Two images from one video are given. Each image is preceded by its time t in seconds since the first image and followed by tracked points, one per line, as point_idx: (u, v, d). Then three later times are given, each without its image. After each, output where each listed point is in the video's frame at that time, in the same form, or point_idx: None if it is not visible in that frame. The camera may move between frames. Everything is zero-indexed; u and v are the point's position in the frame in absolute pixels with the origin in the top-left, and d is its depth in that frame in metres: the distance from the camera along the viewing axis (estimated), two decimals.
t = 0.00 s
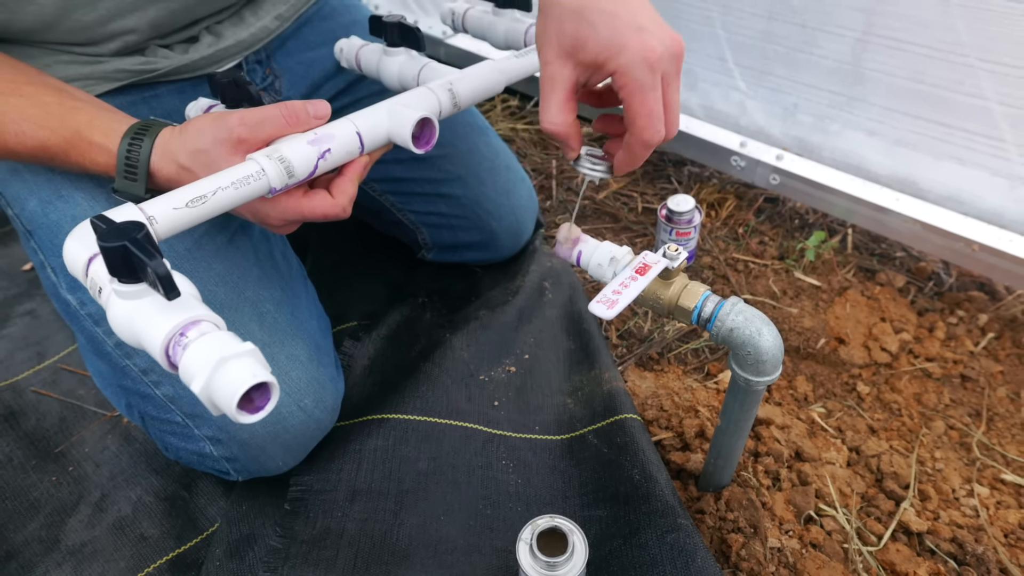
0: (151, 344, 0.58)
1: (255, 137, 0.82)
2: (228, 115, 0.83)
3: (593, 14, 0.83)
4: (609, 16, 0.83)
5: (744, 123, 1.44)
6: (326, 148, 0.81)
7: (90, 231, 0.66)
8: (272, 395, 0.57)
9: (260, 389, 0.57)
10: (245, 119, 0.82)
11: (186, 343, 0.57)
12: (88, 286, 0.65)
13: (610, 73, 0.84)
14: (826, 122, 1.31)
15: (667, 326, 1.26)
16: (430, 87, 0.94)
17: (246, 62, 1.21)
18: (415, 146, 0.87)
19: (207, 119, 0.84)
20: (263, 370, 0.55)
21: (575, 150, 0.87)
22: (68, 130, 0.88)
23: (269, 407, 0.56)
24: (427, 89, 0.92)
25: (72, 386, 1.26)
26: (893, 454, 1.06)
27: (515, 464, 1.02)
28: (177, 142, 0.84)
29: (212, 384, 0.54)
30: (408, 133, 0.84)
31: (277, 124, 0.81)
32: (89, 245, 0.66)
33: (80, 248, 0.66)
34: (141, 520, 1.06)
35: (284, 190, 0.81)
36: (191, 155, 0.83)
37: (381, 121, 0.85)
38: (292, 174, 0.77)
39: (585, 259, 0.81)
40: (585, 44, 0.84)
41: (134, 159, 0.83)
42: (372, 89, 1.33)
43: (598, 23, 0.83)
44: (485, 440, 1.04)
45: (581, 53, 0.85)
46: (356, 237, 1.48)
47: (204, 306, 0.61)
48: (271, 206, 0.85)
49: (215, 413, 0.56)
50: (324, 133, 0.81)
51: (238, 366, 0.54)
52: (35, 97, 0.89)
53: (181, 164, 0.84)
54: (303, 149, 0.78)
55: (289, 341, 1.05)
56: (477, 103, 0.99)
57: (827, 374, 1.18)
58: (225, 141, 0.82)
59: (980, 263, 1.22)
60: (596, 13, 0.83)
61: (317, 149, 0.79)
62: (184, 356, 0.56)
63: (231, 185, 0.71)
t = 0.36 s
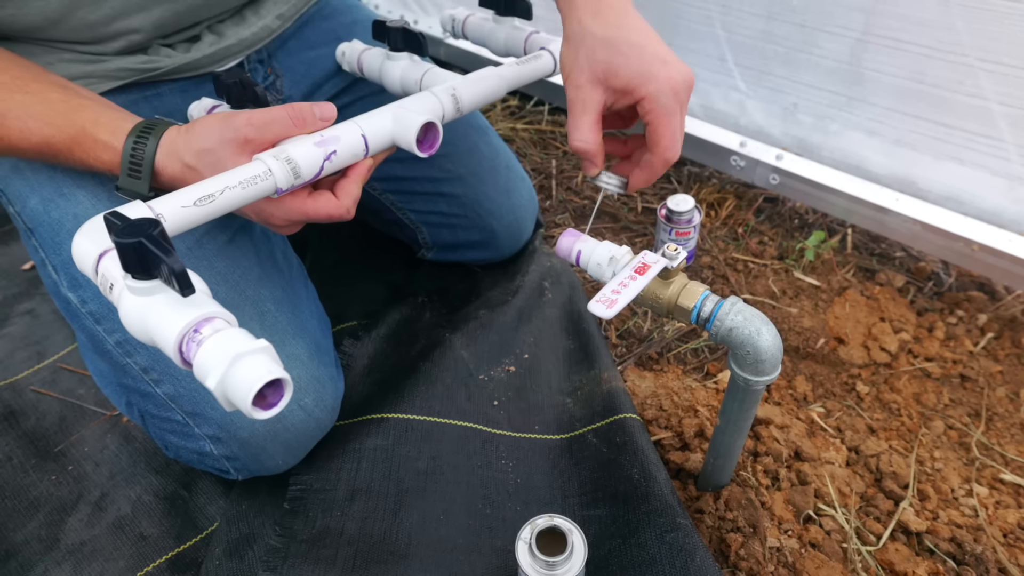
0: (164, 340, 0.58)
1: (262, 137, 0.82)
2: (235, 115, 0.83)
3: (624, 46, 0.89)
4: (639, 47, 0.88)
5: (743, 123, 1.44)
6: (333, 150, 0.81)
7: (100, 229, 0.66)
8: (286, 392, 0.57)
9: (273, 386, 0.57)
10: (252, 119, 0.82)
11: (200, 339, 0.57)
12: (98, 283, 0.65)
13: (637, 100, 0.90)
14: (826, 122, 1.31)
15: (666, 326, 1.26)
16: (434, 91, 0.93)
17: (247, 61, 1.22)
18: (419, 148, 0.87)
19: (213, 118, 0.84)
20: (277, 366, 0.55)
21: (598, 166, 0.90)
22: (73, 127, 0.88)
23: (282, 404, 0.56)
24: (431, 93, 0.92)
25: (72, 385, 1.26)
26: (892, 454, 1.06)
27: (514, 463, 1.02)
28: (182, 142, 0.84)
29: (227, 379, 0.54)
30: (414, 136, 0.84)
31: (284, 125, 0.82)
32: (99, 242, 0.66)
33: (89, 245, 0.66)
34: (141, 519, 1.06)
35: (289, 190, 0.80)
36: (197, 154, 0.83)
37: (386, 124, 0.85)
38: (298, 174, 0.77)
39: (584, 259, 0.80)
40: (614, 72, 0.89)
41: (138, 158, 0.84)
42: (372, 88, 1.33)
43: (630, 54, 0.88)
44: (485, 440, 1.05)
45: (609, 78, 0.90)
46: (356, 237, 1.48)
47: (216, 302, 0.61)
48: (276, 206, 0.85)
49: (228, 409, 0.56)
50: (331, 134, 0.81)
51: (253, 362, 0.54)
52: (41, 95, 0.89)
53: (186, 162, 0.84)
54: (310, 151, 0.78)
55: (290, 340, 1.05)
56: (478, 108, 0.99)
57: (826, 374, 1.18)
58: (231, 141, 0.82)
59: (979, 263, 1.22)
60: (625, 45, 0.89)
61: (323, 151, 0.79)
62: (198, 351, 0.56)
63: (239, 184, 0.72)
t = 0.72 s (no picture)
0: (162, 337, 0.57)
1: (258, 134, 0.81)
2: (231, 111, 0.82)
3: None
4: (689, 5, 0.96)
5: (740, 119, 1.44)
6: (329, 147, 0.80)
7: (96, 225, 0.66)
8: (285, 389, 0.57)
9: (273, 382, 0.57)
10: (248, 116, 0.81)
11: (198, 337, 0.56)
12: (95, 280, 0.64)
13: (686, 51, 0.97)
14: (822, 118, 1.30)
15: (662, 322, 1.26)
16: (431, 88, 0.93)
17: (241, 57, 1.20)
18: (415, 147, 0.87)
19: (209, 114, 0.84)
20: (277, 363, 0.55)
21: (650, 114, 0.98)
22: (67, 122, 0.87)
23: (281, 400, 0.56)
24: (427, 91, 0.91)
25: (66, 383, 1.25)
26: (888, 450, 1.06)
27: (510, 461, 1.02)
28: (177, 138, 0.83)
29: (226, 377, 0.53)
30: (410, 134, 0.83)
31: (280, 122, 0.81)
32: (95, 239, 0.65)
33: (84, 242, 0.66)
34: (135, 517, 1.05)
35: (285, 188, 0.80)
36: (192, 150, 0.83)
37: (382, 121, 0.85)
38: (295, 171, 0.77)
39: (580, 255, 0.80)
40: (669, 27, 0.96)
41: (132, 155, 0.84)
42: (368, 84, 1.33)
43: (681, 7, 0.95)
44: (480, 437, 1.04)
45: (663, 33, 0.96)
46: (352, 233, 1.48)
47: (214, 300, 0.61)
48: (272, 203, 0.85)
49: (228, 407, 0.56)
50: (327, 132, 0.81)
51: (252, 360, 0.54)
52: (34, 89, 0.88)
53: (182, 159, 0.84)
54: (306, 148, 0.78)
55: (285, 337, 1.05)
56: (475, 105, 0.98)
57: (822, 371, 1.19)
58: (227, 137, 0.82)
59: (974, 259, 1.22)
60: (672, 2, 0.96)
61: (319, 148, 0.79)
62: (197, 348, 0.56)
63: (234, 181, 0.71)
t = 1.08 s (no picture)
0: (183, 335, 0.58)
1: (266, 135, 0.82)
2: (239, 112, 0.83)
3: (705, 39, 1.03)
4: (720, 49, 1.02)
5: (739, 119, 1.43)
6: (335, 149, 0.80)
7: (111, 224, 0.66)
8: (307, 386, 0.57)
9: (294, 380, 0.57)
10: (256, 117, 0.81)
11: (221, 334, 0.57)
12: (111, 280, 0.65)
13: (720, 80, 1.05)
14: (821, 119, 1.30)
15: (662, 322, 1.26)
16: (432, 93, 0.92)
17: (242, 55, 1.21)
18: (418, 150, 0.87)
19: (216, 114, 0.84)
20: (299, 361, 0.55)
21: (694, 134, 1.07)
22: (73, 117, 0.87)
23: (302, 398, 0.56)
24: (429, 95, 0.91)
25: (65, 383, 1.25)
26: (887, 450, 1.06)
27: (509, 461, 1.02)
28: (184, 137, 0.84)
29: (250, 373, 0.54)
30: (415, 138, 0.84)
31: (288, 124, 0.82)
32: (111, 237, 0.66)
33: (99, 240, 0.66)
34: (134, 517, 1.05)
35: (291, 188, 0.80)
36: (199, 150, 0.83)
37: (385, 124, 0.85)
38: (303, 173, 0.77)
39: (579, 255, 0.80)
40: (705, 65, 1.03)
41: (139, 152, 0.84)
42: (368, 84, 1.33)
43: (712, 46, 1.02)
44: (479, 437, 1.04)
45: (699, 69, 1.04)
46: (351, 233, 1.48)
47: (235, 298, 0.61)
48: (278, 204, 0.84)
49: (250, 405, 0.56)
50: (333, 133, 0.81)
51: (276, 357, 0.54)
52: (39, 82, 0.88)
53: (188, 158, 0.84)
54: (314, 150, 0.78)
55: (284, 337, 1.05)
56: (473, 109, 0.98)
57: (821, 371, 1.19)
58: (234, 138, 0.82)
59: (974, 259, 1.22)
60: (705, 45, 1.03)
61: (327, 150, 0.79)
62: (221, 345, 0.56)
63: (245, 181, 0.71)
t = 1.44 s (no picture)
0: (174, 341, 0.57)
1: (265, 139, 0.83)
2: (239, 115, 0.83)
3: None
4: None
5: (738, 121, 1.43)
6: (333, 155, 0.81)
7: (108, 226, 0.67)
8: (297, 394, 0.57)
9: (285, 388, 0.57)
10: (256, 121, 0.82)
11: (213, 340, 0.57)
12: (106, 283, 0.65)
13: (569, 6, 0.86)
14: (820, 120, 1.31)
15: (662, 323, 1.26)
16: (431, 99, 0.93)
17: (243, 58, 1.21)
18: (417, 156, 0.87)
19: (216, 117, 0.84)
20: (290, 369, 0.55)
21: (513, 85, 0.81)
22: (74, 118, 0.87)
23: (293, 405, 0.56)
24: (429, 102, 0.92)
25: (66, 384, 1.25)
26: (886, 452, 1.06)
27: (509, 462, 1.02)
28: (183, 140, 0.84)
29: (241, 382, 0.54)
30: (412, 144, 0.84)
31: (287, 128, 0.83)
32: (108, 239, 0.66)
33: (95, 242, 0.66)
34: (135, 518, 1.05)
35: (289, 193, 0.81)
36: (199, 152, 0.83)
37: (384, 130, 0.85)
38: (301, 178, 0.78)
39: (579, 256, 0.80)
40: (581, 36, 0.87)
41: (138, 155, 0.84)
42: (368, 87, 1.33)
43: None
44: (480, 437, 1.05)
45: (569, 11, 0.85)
46: (352, 235, 1.48)
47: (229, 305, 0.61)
48: (275, 208, 0.85)
49: (240, 411, 0.56)
50: (332, 139, 0.81)
51: (266, 365, 0.54)
52: (41, 85, 0.88)
53: (186, 160, 0.84)
54: (312, 155, 0.78)
55: (283, 336, 1.05)
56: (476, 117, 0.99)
57: (821, 372, 1.19)
58: (234, 141, 0.82)
59: (973, 261, 1.22)
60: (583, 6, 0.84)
61: (325, 156, 0.80)
62: (213, 352, 0.56)
63: (242, 186, 0.72)
